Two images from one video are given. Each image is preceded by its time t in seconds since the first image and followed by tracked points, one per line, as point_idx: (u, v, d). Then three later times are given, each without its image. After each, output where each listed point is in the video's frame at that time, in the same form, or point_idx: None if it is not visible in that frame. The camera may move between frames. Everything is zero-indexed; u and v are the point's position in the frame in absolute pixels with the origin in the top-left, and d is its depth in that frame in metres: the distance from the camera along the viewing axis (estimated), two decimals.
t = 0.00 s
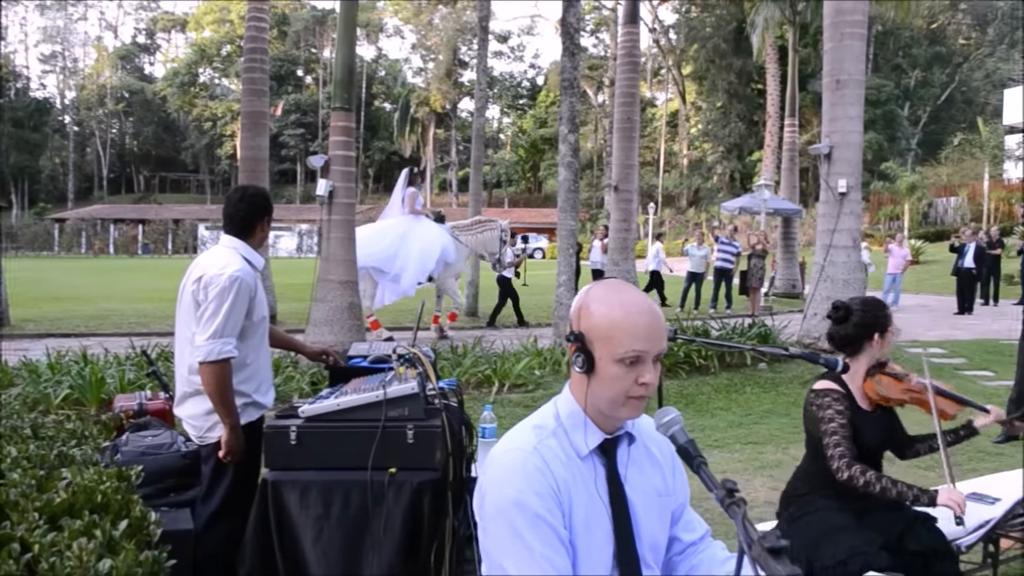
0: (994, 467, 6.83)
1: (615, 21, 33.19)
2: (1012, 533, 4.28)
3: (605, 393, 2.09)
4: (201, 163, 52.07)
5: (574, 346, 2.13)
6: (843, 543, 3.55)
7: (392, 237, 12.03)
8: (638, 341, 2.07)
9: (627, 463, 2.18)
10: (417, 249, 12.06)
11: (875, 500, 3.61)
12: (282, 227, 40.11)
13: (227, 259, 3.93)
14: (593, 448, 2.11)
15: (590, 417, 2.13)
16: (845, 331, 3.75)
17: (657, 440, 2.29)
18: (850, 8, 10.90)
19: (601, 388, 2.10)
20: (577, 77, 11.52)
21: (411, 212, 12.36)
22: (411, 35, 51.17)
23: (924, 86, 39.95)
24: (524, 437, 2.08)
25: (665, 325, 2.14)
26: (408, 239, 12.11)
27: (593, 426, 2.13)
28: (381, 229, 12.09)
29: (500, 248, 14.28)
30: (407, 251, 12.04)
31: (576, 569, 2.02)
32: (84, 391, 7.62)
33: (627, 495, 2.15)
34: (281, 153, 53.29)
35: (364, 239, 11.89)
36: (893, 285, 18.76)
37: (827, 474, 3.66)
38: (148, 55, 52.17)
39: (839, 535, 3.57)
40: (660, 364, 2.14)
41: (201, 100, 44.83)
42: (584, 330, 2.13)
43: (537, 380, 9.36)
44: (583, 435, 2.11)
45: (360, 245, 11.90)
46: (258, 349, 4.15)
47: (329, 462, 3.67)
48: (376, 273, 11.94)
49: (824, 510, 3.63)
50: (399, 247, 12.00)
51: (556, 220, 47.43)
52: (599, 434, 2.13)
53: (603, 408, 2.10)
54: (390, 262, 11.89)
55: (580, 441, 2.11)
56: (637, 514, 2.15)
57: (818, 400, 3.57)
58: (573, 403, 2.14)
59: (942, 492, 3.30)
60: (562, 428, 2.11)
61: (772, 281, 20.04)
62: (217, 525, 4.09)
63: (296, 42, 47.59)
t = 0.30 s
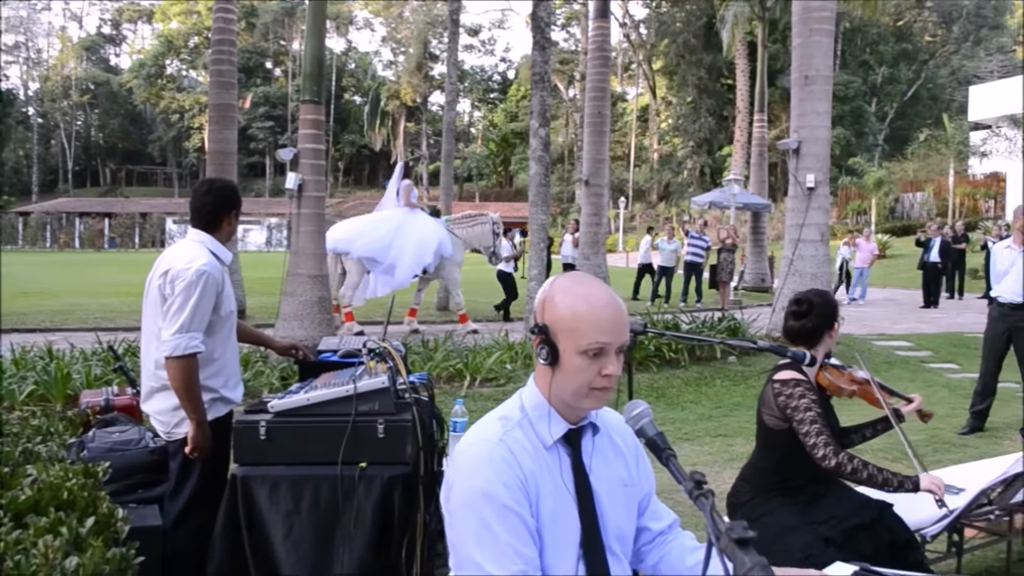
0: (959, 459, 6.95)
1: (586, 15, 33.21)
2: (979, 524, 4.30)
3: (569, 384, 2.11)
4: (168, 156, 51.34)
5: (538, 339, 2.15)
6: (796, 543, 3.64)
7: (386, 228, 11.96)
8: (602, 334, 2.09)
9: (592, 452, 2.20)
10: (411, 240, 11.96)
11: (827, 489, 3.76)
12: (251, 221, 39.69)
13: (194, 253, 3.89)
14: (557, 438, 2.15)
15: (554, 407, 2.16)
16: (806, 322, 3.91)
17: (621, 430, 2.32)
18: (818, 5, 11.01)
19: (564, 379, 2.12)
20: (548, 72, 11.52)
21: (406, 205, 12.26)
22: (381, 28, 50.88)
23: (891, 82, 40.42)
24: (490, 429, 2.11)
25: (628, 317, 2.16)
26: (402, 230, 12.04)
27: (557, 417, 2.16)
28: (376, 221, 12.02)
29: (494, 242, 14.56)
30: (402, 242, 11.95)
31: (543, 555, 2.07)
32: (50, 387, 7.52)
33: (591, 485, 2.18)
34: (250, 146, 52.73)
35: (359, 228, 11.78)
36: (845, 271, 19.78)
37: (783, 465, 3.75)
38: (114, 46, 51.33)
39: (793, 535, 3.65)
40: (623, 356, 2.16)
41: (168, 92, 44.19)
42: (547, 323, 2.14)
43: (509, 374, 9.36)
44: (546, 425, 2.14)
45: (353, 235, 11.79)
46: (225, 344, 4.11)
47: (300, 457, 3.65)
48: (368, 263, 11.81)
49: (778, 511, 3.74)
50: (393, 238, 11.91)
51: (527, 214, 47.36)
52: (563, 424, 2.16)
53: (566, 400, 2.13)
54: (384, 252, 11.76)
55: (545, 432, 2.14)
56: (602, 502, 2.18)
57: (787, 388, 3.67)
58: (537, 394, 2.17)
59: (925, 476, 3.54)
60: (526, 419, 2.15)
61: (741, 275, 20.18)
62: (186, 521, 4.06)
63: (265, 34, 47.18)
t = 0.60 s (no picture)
0: (932, 450, 7.05)
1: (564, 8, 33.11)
2: (952, 514, 4.42)
3: (539, 378, 2.17)
4: (142, 148, 50.62)
5: (510, 334, 2.19)
6: (772, 535, 3.67)
7: (387, 222, 11.78)
8: (570, 330, 2.14)
9: (560, 442, 2.27)
10: (412, 233, 11.73)
11: (800, 482, 3.80)
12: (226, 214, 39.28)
13: (168, 247, 3.85)
14: (528, 428, 2.21)
15: (525, 399, 2.22)
16: (773, 316, 3.99)
17: (590, 422, 2.38)
18: None
19: (535, 373, 2.17)
20: (525, 65, 11.50)
21: (408, 199, 12.04)
22: (358, 20, 50.61)
23: (866, 77, 40.64)
24: (463, 420, 2.17)
25: (596, 312, 2.21)
26: (403, 223, 11.84)
27: (527, 409, 2.22)
28: (376, 215, 11.84)
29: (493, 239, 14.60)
30: (403, 235, 11.75)
31: (518, 541, 2.13)
32: (22, 381, 7.43)
33: (561, 474, 2.25)
34: (225, 139, 52.17)
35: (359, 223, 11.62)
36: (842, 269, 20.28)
37: (756, 455, 3.82)
38: (87, 36, 50.45)
39: (768, 530, 3.68)
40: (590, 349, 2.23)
41: (142, 84, 43.56)
42: (518, 320, 2.18)
43: (487, 367, 9.36)
44: (516, 416, 2.21)
45: (354, 230, 11.65)
46: (200, 338, 4.08)
47: (276, 451, 3.63)
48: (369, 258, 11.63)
49: (753, 502, 3.78)
50: (394, 231, 11.73)
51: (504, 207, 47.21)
52: (534, 416, 2.22)
53: (536, 393, 2.20)
54: (385, 245, 11.60)
55: (514, 422, 2.20)
56: (572, 491, 2.25)
57: (753, 380, 3.76)
58: (508, 387, 2.23)
59: (884, 466, 3.57)
60: (497, 410, 2.21)
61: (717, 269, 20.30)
62: (161, 516, 4.03)
63: (240, 25, 46.76)
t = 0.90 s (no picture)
0: (905, 442, 7.14)
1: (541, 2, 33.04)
2: (923, 505, 4.49)
3: (508, 373, 2.20)
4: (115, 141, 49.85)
5: (478, 332, 2.21)
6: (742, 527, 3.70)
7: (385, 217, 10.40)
8: (538, 327, 2.16)
9: (529, 437, 2.31)
10: (413, 230, 10.42)
11: (773, 474, 3.84)
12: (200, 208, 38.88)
13: (140, 240, 3.82)
14: (497, 422, 2.24)
15: (494, 393, 2.25)
16: (747, 310, 4.02)
17: (559, 418, 2.42)
18: None
19: (503, 369, 2.20)
20: (502, 59, 11.47)
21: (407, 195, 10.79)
22: (334, 13, 50.26)
23: (841, 73, 40.94)
24: (437, 412, 2.19)
25: (563, 309, 2.23)
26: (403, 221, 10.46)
27: (496, 402, 2.26)
28: (373, 211, 10.44)
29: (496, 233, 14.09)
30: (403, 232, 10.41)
31: (491, 530, 2.16)
32: None
33: (531, 466, 2.29)
34: (199, 132, 51.58)
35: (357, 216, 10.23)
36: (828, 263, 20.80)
37: (732, 444, 3.85)
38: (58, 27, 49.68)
39: (740, 522, 3.72)
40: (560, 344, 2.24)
41: (115, 76, 42.98)
42: (487, 318, 2.20)
43: (464, 361, 9.36)
44: (488, 410, 2.24)
45: (350, 225, 10.28)
46: (174, 333, 4.05)
47: (250, 446, 3.61)
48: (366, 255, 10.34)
49: (728, 493, 3.80)
50: (393, 229, 10.37)
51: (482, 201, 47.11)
52: (503, 410, 2.26)
53: (506, 387, 2.23)
54: (383, 242, 10.27)
55: (485, 415, 2.23)
56: (540, 483, 2.30)
57: (729, 371, 3.79)
58: (479, 380, 2.25)
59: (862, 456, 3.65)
60: (468, 403, 2.24)
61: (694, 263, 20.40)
62: (135, 512, 4.00)
63: (215, 17, 46.25)
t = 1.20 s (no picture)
0: (884, 434, 7.22)
1: None
2: (904, 497, 4.52)
3: (492, 364, 2.21)
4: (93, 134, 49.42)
5: (462, 323, 2.21)
6: (720, 520, 3.71)
7: (395, 211, 11.34)
8: (522, 319, 2.17)
9: (512, 426, 2.33)
10: (421, 224, 11.35)
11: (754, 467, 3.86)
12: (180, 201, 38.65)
13: (119, 234, 3.79)
14: (480, 408, 2.25)
15: (478, 380, 2.26)
16: (726, 303, 4.04)
17: (544, 408, 2.43)
18: None
19: (488, 359, 2.21)
20: (484, 52, 11.44)
21: (415, 190, 11.51)
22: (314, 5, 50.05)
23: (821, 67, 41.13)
24: (423, 396, 2.20)
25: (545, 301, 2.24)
26: (412, 214, 11.41)
27: (480, 390, 2.26)
28: (384, 205, 11.34)
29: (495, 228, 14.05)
30: (413, 226, 11.38)
31: (477, 512, 2.17)
32: None
33: (515, 456, 2.31)
34: (179, 125, 51.20)
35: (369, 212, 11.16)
36: (818, 256, 21.07)
37: (713, 436, 3.88)
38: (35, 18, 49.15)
39: (719, 515, 3.74)
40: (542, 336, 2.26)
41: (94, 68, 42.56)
42: (471, 309, 2.20)
43: (446, 355, 9.37)
44: (472, 397, 2.25)
45: (363, 220, 11.22)
46: (154, 327, 4.02)
47: (231, 440, 3.59)
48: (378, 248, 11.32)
49: (709, 486, 3.83)
50: (403, 223, 11.32)
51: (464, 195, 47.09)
52: (487, 397, 2.26)
53: (490, 377, 2.24)
54: (394, 237, 11.27)
55: (471, 401, 2.24)
56: (524, 472, 2.32)
57: (710, 362, 3.82)
58: (462, 367, 2.26)
59: (848, 437, 3.85)
60: (454, 387, 2.24)
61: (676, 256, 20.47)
62: (115, 508, 3.97)
63: (194, 9, 45.93)
